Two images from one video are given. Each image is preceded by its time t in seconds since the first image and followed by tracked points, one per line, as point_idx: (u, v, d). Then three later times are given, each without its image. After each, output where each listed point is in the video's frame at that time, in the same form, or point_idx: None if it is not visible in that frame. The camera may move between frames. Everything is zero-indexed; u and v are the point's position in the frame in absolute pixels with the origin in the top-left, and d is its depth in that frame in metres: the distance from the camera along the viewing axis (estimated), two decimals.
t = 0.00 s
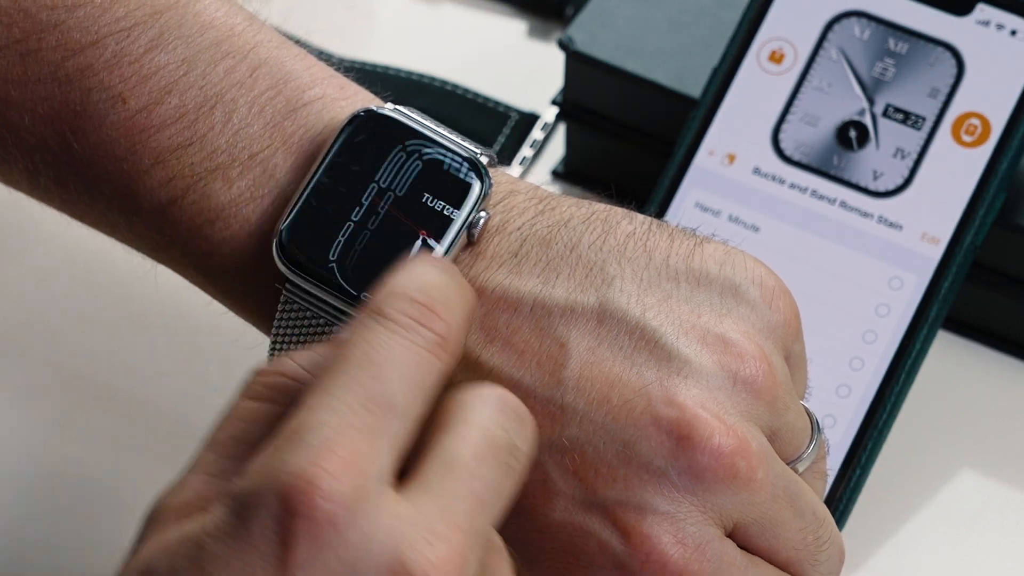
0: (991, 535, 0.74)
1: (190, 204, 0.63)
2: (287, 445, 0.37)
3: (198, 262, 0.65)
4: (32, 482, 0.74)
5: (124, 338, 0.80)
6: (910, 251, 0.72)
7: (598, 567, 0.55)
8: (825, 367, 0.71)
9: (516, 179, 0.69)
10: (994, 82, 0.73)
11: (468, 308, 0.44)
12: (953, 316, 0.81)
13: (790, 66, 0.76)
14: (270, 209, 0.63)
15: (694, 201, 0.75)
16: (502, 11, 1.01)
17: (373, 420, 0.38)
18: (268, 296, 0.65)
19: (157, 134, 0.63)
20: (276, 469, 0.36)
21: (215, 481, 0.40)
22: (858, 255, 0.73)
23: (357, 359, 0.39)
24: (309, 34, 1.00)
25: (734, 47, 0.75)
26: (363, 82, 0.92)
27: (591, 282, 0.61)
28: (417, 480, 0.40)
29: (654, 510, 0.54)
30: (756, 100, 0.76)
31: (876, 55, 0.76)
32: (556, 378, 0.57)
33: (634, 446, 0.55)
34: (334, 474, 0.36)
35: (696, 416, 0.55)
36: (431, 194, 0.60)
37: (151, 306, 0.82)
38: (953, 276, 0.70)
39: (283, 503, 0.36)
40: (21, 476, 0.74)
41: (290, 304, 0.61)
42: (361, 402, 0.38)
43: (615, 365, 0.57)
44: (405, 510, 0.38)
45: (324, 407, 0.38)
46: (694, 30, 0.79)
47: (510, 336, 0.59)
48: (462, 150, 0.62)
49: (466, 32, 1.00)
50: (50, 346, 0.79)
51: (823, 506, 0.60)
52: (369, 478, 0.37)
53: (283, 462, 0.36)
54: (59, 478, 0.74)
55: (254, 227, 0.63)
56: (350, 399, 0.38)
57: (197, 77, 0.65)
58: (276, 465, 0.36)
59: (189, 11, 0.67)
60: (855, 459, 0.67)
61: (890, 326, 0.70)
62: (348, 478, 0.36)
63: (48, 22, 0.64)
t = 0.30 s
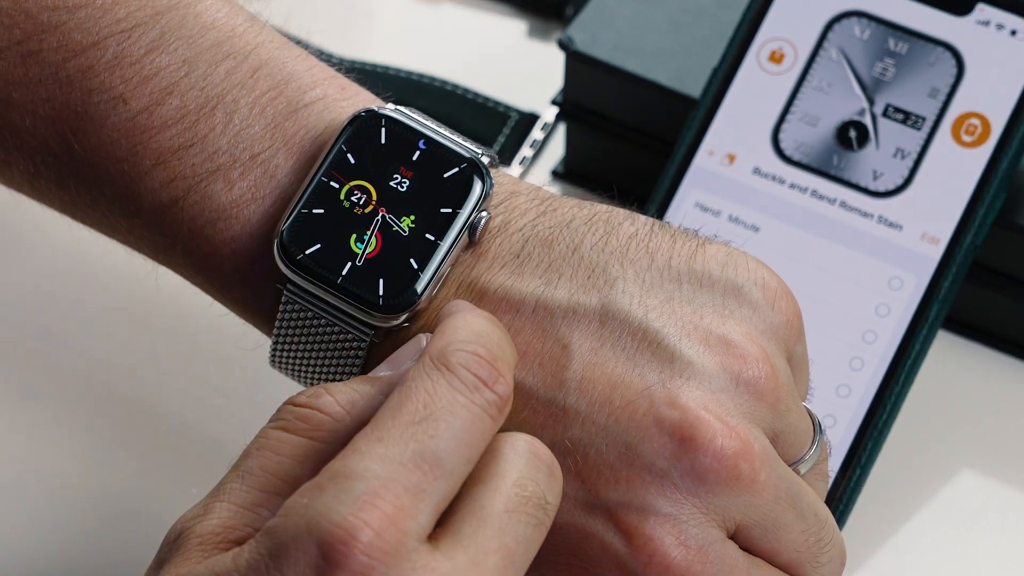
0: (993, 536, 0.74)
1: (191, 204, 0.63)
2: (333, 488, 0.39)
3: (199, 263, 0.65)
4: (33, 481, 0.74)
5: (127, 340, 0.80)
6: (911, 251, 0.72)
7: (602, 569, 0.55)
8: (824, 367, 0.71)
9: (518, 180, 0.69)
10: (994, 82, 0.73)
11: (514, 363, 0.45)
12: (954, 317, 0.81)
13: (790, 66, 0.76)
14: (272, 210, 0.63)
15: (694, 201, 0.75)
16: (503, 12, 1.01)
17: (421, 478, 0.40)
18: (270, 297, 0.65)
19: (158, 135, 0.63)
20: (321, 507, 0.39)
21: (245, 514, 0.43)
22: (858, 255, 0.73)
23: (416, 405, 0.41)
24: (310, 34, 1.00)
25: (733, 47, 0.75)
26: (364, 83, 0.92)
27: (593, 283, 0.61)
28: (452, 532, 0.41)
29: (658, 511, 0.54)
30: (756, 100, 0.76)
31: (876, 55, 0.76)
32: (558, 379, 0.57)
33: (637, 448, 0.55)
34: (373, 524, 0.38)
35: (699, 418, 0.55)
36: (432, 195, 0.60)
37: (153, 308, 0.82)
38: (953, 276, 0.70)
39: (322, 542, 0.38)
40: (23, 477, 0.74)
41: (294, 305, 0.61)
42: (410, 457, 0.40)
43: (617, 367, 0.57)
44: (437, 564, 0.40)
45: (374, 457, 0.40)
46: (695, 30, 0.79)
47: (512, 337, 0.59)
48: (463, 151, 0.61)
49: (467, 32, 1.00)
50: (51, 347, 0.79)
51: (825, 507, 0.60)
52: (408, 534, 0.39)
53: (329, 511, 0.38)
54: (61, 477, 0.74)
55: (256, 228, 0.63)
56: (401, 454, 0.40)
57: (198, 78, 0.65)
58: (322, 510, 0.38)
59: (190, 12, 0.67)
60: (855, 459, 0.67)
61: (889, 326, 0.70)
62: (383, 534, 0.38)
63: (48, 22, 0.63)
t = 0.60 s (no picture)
0: (994, 535, 0.74)
1: (193, 205, 0.63)
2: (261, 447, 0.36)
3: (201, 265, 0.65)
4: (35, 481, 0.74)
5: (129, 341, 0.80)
6: (911, 251, 0.72)
7: (604, 567, 0.54)
8: (825, 367, 0.71)
9: (520, 180, 0.69)
10: (994, 82, 0.73)
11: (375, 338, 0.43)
12: (955, 318, 0.82)
13: (791, 66, 0.76)
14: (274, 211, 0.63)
15: (695, 201, 0.75)
16: (504, 13, 1.01)
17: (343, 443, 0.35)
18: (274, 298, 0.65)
19: (160, 136, 0.63)
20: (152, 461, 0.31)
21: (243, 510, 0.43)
22: (858, 255, 0.73)
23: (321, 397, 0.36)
24: (311, 35, 1.00)
25: (734, 47, 0.75)
26: (365, 84, 0.92)
27: (595, 283, 0.61)
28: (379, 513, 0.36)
29: (660, 510, 0.54)
30: (756, 100, 0.76)
31: (876, 55, 0.76)
32: (560, 378, 0.57)
33: (639, 448, 0.55)
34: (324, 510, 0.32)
35: (701, 417, 0.55)
36: (434, 197, 0.60)
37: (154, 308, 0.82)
38: (953, 276, 0.70)
39: (177, 528, 0.30)
40: (25, 478, 0.74)
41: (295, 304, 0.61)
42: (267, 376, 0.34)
43: (619, 367, 0.57)
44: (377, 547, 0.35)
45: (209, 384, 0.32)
46: (697, 31, 0.79)
47: (514, 336, 0.60)
48: (465, 152, 0.62)
49: (469, 33, 1.00)
50: (54, 348, 0.80)
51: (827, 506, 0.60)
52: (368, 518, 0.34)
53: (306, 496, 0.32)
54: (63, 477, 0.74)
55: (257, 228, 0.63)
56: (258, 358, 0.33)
57: (199, 79, 0.65)
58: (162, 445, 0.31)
59: (192, 13, 0.67)
60: (855, 459, 0.67)
61: (889, 326, 0.70)
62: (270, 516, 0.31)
63: (51, 24, 0.64)
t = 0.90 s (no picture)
0: (994, 535, 0.74)
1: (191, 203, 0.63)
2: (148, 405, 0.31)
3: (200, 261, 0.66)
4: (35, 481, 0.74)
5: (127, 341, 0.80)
6: (911, 251, 0.72)
7: (603, 564, 0.54)
8: (825, 367, 0.71)
9: (518, 179, 0.69)
10: (995, 82, 0.73)
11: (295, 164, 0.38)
12: (953, 317, 0.82)
13: (791, 66, 0.76)
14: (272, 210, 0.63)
15: (695, 201, 0.75)
16: (503, 12, 1.01)
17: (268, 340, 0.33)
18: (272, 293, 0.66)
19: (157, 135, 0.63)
20: (167, 335, 0.31)
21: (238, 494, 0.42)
22: (858, 255, 0.73)
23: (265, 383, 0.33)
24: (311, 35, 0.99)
25: (734, 47, 0.75)
26: (362, 84, 0.92)
27: (593, 281, 0.61)
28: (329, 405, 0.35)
29: (660, 506, 0.54)
30: (756, 100, 0.76)
31: (876, 55, 0.76)
32: (558, 376, 0.57)
33: (638, 445, 0.55)
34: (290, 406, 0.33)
35: (700, 413, 0.55)
36: (432, 195, 0.61)
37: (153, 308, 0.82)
38: (953, 276, 0.70)
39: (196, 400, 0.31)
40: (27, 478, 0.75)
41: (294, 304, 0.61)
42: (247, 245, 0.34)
43: (618, 364, 0.57)
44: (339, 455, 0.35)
45: (217, 250, 0.33)
46: (695, 30, 0.79)
47: (512, 334, 0.60)
48: (462, 150, 0.62)
49: (467, 32, 1.00)
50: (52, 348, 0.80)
51: (826, 503, 0.60)
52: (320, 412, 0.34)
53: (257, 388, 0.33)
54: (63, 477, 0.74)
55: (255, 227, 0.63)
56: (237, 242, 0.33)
57: (197, 78, 0.65)
58: (176, 322, 0.31)
59: (190, 11, 0.67)
60: (855, 458, 0.67)
61: (889, 326, 0.70)
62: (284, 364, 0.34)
63: (48, 23, 0.63)
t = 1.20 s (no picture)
0: (995, 536, 0.74)
1: (192, 207, 0.63)
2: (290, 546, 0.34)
3: (201, 266, 0.65)
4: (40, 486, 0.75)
5: (128, 345, 0.80)
6: (911, 251, 0.72)
7: (608, 561, 0.55)
8: (825, 368, 0.71)
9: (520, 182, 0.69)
10: (995, 82, 0.73)
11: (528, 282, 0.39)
12: (956, 318, 0.81)
13: (791, 66, 0.76)
14: (274, 213, 0.63)
15: (695, 201, 0.75)
16: (504, 14, 1.01)
17: (433, 429, 0.36)
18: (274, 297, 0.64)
19: (159, 138, 0.63)
20: (312, 486, 0.34)
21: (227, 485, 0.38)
22: (858, 255, 0.73)
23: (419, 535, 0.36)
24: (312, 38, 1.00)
25: (734, 47, 0.75)
26: (363, 88, 0.92)
27: (597, 282, 0.61)
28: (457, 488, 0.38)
29: (666, 504, 0.54)
30: (757, 100, 0.76)
31: (876, 55, 0.76)
32: (563, 376, 0.57)
33: (645, 444, 0.55)
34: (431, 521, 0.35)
35: (707, 412, 0.55)
36: (436, 197, 0.60)
37: (155, 312, 0.81)
38: (953, 277, 0.70)
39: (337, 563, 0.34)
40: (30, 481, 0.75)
41: (295, 302, 0.61)
42: (423, 415, 0.36)
43: (623, 364, 0.57)
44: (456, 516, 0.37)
45: (385, 417, 0.35)
46: (698, 31, 0.79)
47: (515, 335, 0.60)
48: (466, 152, 0.61)
49: (469, 34, 1.00)
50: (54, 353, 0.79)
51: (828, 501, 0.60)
52: (426, 490, 0.35)
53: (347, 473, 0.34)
54: (66, 481, 0.75)
55: (258, 229, 0.63)
56: (411, 407, 0.36)
57: (200, 82, 0.65)
58: (324, 472, 0.34)
59: (192, 16, 0.67)
60: (855, 458, 0.67)
61: (889, 326, 0.70)
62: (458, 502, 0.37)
63: (50, 28, 0.64)
